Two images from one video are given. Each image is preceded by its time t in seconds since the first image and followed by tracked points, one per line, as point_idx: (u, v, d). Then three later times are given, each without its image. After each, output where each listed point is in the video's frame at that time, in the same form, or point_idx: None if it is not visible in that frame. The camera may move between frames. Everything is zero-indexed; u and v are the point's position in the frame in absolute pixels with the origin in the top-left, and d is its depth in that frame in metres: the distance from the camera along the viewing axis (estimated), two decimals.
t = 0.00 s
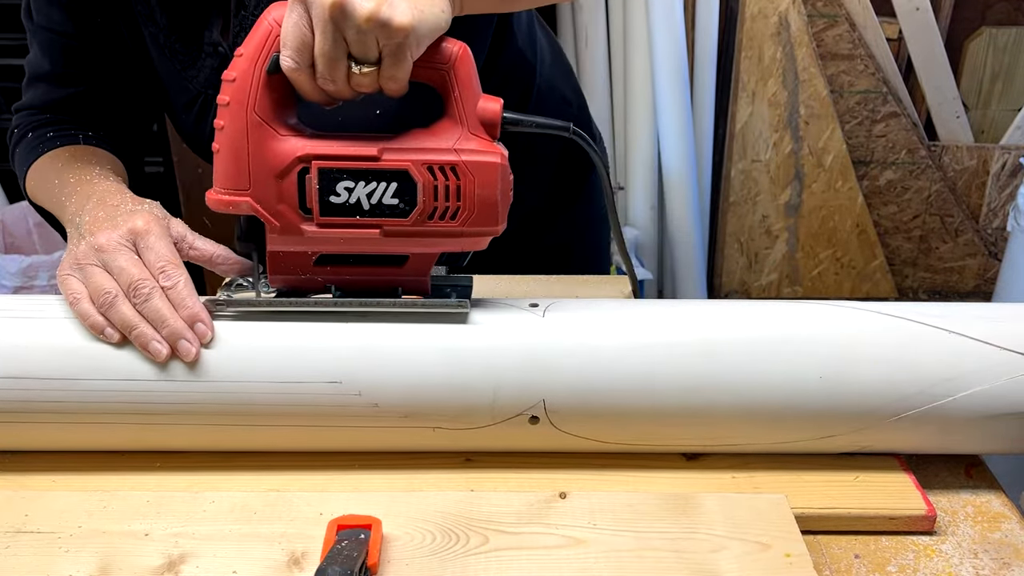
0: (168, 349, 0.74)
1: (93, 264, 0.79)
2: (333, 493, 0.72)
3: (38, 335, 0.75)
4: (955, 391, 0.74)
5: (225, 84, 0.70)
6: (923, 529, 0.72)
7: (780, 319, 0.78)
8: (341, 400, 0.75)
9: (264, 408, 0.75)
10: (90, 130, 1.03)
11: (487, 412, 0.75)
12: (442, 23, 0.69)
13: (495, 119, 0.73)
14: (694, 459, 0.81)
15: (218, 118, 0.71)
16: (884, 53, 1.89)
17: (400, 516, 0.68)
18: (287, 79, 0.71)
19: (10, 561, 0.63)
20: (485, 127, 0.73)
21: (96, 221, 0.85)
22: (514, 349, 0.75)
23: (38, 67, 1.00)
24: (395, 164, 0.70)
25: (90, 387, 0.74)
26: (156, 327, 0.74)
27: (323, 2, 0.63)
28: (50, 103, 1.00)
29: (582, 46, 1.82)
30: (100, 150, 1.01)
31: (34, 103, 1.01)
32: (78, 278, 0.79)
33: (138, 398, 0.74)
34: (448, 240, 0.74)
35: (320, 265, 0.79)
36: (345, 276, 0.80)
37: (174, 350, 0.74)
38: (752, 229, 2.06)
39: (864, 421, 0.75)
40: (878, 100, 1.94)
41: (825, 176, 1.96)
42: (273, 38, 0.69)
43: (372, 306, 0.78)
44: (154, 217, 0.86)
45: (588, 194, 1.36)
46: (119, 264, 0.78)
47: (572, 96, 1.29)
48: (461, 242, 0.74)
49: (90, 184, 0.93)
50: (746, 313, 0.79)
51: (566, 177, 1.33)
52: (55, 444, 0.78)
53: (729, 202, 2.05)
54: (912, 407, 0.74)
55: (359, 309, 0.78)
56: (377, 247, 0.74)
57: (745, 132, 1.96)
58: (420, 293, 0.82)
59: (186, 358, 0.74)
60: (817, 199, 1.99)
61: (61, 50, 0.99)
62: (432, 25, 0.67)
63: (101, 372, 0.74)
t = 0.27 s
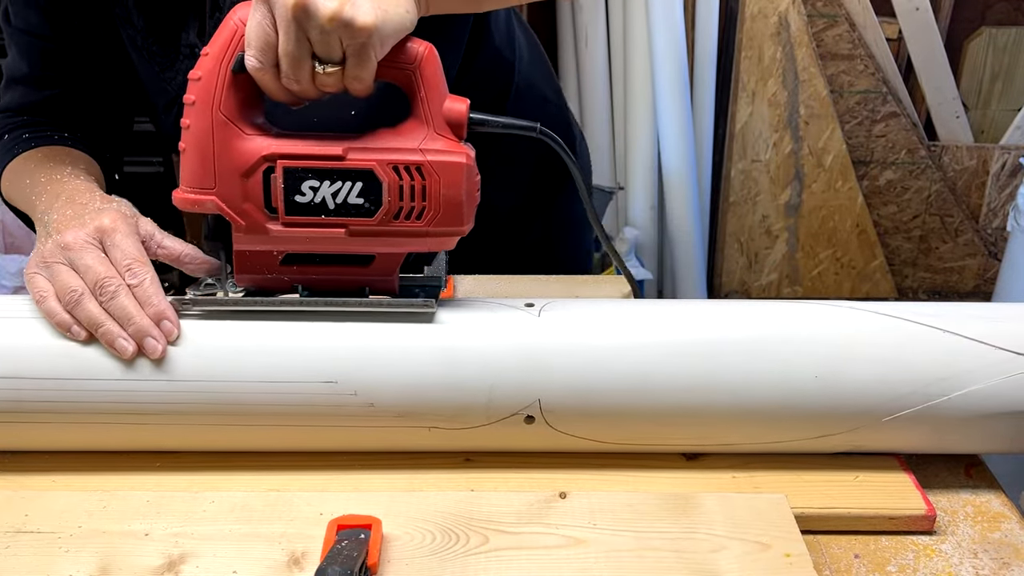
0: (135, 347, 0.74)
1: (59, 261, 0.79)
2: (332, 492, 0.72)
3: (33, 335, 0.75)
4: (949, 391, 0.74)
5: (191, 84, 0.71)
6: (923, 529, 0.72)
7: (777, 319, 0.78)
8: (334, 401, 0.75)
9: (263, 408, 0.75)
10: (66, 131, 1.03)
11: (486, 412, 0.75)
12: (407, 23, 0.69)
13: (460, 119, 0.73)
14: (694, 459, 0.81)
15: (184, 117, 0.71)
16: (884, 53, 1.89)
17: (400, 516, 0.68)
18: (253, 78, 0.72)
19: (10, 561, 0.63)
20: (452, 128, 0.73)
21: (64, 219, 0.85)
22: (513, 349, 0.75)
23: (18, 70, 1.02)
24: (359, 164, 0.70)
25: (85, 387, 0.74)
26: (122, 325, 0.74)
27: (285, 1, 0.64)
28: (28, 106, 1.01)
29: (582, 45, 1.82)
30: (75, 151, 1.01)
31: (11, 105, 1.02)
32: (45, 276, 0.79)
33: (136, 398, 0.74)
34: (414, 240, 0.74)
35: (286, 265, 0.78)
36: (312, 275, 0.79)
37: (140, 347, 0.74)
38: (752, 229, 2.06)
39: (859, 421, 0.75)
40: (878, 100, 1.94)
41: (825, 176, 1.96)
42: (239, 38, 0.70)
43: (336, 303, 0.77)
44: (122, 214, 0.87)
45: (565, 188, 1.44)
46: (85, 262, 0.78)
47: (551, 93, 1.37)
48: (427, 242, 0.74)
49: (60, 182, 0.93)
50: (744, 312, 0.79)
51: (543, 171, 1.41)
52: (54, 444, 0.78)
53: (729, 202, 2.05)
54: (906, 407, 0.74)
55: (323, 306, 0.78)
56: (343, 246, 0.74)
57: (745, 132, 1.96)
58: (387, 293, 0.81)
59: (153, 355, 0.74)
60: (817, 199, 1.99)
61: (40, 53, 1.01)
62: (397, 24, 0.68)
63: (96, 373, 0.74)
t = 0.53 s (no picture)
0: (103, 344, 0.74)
1: (28, 260, 0.80)
2: (332, 493, 0.72)
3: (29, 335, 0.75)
4: (945, 391, 0.74)
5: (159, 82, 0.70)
6: (923, 529, 0.72)
7: (776, 318, 0.78)
8: (331, 402, 0.75)
9: (263, 408, 0.75)
10: (44, 130, 1.03)
11: (484, 411, 0.75)
12: (375, 23, 0.70)
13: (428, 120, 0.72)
14: (694, 459, 0.81)
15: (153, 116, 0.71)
16: (884, 53, 1.89)
17: (400, 516, 0.68)
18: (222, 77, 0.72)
19: (10, 561, 0.63)
20: (422, 127, 0.73)
21: (35, 218, 0.86)
22: (512, 348, 0.75)
23: None
24: (328, 163, 0.70)
25: (81, 388, 0.74)
26: (91, 323, 0.75)
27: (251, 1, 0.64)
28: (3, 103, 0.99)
29: (582, 45, 1.82)
30: (53, 150, 1.01)
31: None
32: (14, 274, 0.80)
33: (135, 398, 0.74)
34: (383, 238, 0.74)
35: (255, 264, 0.78)
36: (281, 274, 0.79)
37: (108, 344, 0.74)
38: (752, 229, 2.06)
39: (855, 420, 0.75)
40: (878, 100, 1.94)
41: (825, 176, 1.96)
42: (207, 37, 0.70)
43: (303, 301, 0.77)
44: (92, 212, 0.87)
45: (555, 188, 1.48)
46: (53, 260, 0.79)
47: (536, 93, 1.40)
48: (396, 241, 0.74)
49: (33, 181, 0.93)
50: (743, 312, 0.79)
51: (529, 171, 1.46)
52: (53, 444, 0.78)
53: (729, 202, 2.05)
54: (903, 407, 0.74)
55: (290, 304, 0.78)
56: (312, 245, 0.74)
57: (745, 132, 1.96)
58: (357, 291, 0.81)
59: (120, 353, 0.74)
60: (817, 199, 1.99)
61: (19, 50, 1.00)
62: (366, 24, 0.68)
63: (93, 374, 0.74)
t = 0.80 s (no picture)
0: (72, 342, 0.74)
1: None
2: (332, 492, 0.72)
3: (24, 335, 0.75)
4: (941, 390, 0.74)
5: (128, 83, 0.71)
6: (923, 529, 0.72)
7: (773, 318, 0.78)
8: (329, 402, 0.75)
9: (263, 408, 0.75)
10: (27, 129, 1.03)
11: (483, 411, 0.75)
12: (344, 23, 0.71)
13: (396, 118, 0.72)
14: (695, 459, 0.81)
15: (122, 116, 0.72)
16: (883, 53, 1.89)
17: (400, 516, 0.68)
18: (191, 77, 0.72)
19: (10, 561, 0.63)
20: (391, 126, 0.73)
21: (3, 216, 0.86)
22: (511, 348, 0.75)
23: None
24: (296, 162, 0.70)
25: (78, 388, 0.74)
26: (60, 321, 0.75)
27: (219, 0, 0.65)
28: None
29: (582, 45, 1.82)
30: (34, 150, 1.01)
31: None
32: None
33: (134, 398, 0.74)
34: (353, 237, 0.74)
35: (226, 264, 0.77)
36: (251, 273, 0.78)
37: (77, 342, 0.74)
38: (752, 229, 2.06)
39: (852, 420, 0.75)
40: (878, 100, 1.94)
41: (825, 176, 1.96)
42: (175, 36, 0.71)
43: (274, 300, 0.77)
44: (61, 211, 0.88)
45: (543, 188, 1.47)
46: (22, 258, 0.79)
47: (521, 94, 1.42)
48: (367, 240, 0.74)
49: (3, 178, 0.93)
50: (740, 312, 0.79)
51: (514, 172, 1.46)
52: (53, 444, 0.78)
53: (729, 202, 2.05)
54: (899, 407, 0.74)
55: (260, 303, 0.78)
56: (282, 245, 0.74)
57: (745, 132, 1.96)
58: (329, 292, 0.80)
59: (89, 351, 0.74)
60: (817, 199, 1.99)
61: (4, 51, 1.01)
62: (333, 23, 0.69)
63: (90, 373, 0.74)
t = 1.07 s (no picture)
0: (40, 341, 0.74)
1: None
2: (332, 492, 0.72)
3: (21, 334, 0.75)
4: (934, 390, 0.74)
5: (93, 83, 0.71)
6: (923, 529, 0.72)
7: (770, 318, 0.78)
8: (326, 402, 0.75)
9: (263, 408, 0.75)
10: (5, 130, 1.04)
11: (481, 410, 0.75)
12: (309, 23, 0.72)
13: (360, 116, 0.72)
14: (694, 459, 0.81)
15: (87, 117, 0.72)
16: (883, 53, 1.89)
17: (400, 516, 0.68)
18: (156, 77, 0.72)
19: (10, 561, 0.63)
20: (357, 125, 0.73)
21: None
22: (511, 348, 0.75)
23: None
24: (261, 162, 0.70)
25: (76, 387, 0.74)
26: (27, 321, 0.75)
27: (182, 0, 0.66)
28: None
29: (582, 45, 1.82)
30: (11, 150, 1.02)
31: None
32: None
33: (133, 398, 0.74)
34: (320, 238, 0.74)
35: (193, 264, 0.77)
36: (219, 274, 0.78)
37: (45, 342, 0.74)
38: (752, 229, 2.06)
39: (850, 421, 0.75)
40: (878, 100, 1.94)
41: (825, 176, 1.96)
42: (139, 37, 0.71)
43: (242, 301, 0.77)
44: (30, 209, 0.87)
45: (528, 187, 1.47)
46: None
47: (505, 95, 1.40)
48: (333, 240, 0.74)
49: None
50: (736, 312, 0.79)
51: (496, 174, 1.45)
52: (53, 444, 0.78)
53: (729, 202, 2.05)
54: (895, 406, 0.74)
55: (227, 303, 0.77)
56: (249, 245, 0.74)
57: (745, 132, 1.96)
58: (297, 292, 0.80)
59: (56, 350, 0.74)
60: (817, 199, 1.99)
61: None
62: (298, 23, 0.70)
63: (88, 373, 0.74)
